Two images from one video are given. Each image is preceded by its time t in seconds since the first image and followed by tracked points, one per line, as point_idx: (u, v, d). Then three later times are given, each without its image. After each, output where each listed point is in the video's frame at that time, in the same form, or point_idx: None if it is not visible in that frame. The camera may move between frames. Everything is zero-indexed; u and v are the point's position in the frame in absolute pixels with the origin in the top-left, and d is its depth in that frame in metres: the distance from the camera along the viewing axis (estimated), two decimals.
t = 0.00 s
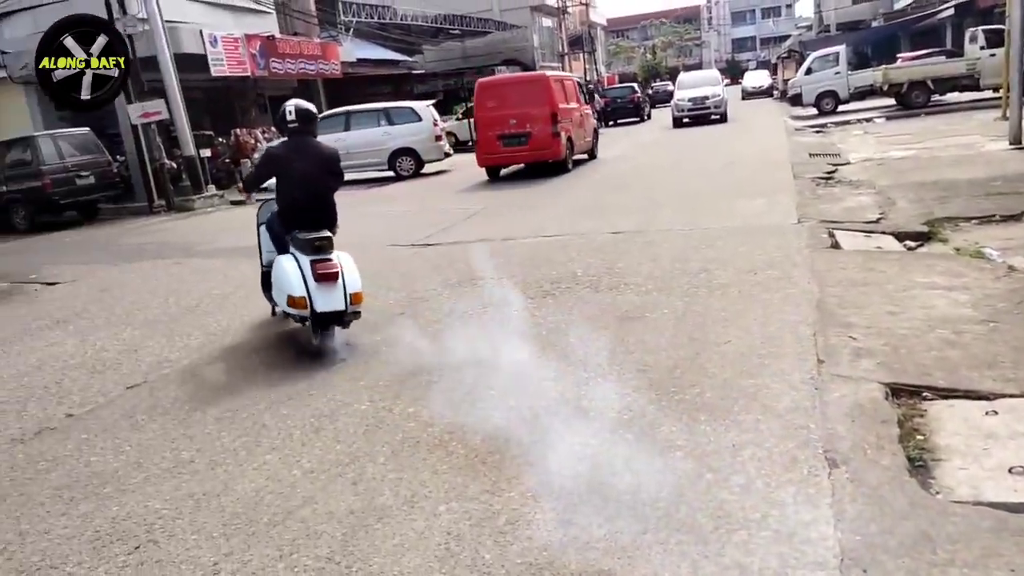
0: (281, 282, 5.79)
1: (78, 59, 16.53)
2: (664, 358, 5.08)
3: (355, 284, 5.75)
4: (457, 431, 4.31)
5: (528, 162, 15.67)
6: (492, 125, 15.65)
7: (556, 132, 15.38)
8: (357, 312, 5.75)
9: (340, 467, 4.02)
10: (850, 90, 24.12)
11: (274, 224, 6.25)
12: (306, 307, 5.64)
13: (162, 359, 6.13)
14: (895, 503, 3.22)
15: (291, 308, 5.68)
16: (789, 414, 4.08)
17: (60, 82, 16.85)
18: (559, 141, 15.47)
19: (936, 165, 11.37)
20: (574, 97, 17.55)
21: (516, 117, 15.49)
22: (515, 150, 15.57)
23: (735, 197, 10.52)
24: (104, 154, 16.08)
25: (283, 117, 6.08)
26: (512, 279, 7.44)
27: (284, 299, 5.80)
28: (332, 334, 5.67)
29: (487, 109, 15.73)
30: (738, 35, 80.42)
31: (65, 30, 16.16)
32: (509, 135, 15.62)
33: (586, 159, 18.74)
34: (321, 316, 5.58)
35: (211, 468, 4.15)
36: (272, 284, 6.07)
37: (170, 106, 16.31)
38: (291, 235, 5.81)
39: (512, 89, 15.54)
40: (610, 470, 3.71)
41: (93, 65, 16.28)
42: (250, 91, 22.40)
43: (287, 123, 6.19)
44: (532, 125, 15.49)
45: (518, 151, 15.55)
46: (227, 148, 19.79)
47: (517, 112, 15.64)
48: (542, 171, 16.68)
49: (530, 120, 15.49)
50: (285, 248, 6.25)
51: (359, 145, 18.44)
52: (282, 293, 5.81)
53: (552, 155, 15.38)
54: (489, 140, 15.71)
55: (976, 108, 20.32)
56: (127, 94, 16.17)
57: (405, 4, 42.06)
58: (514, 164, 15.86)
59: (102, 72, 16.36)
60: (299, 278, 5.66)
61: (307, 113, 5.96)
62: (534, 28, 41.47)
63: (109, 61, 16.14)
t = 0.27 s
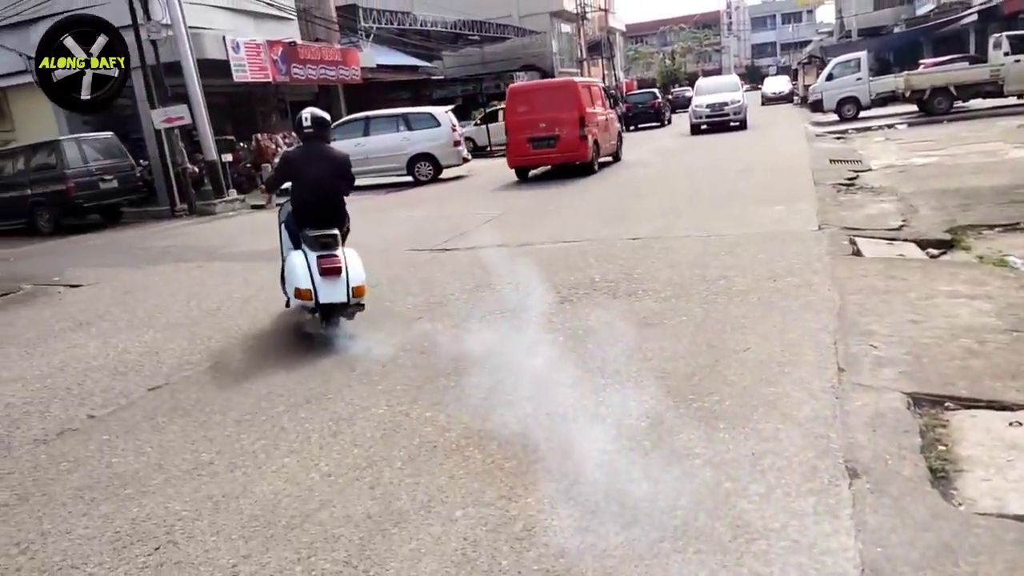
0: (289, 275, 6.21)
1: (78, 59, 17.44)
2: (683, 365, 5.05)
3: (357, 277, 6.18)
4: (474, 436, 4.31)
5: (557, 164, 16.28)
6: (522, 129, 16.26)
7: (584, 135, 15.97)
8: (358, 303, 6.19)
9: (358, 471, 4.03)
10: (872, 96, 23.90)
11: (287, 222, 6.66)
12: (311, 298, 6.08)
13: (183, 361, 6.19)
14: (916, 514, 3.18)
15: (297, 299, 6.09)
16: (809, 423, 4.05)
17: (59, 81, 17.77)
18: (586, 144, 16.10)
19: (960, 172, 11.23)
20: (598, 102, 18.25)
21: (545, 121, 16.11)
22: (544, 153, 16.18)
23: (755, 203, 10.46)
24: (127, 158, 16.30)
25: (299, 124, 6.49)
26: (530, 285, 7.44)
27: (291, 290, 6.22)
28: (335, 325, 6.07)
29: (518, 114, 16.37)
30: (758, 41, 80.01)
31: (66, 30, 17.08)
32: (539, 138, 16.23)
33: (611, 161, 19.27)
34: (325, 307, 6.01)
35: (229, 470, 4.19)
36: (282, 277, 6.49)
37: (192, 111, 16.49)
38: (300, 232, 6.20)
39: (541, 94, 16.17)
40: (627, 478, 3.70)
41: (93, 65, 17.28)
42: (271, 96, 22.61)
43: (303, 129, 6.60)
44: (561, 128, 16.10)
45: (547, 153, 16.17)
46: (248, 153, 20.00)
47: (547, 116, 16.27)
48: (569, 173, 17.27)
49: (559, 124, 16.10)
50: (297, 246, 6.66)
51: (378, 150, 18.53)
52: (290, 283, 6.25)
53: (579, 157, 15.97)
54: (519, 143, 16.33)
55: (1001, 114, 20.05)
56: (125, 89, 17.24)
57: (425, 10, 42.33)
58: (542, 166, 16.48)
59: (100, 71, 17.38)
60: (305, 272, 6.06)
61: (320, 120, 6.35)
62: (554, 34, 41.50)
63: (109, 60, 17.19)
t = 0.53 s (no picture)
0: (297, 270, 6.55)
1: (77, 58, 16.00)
2: (693, 372, 5.04)
3: (361, 274, 6.46)
4: (485, 442, 4.31)
5: (578, 167, 16.94)
6: (544, 134, 16.94)
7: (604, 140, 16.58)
8: (361, 298, 6.47)
9: (369, 476, 4.04)
10: (886, 103, 23.79)
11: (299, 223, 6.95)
12: (315, 292, 6.39)
13: (196, 365, 6.23)
14: (932, 526, 3.14)
15: (303, 293, 6.41)
16: (822, 432, 4.02)
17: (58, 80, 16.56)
18: (606, 148, 16.75)
19: (976, 180, 11.14)
20: (618, 107, 18.86)
21: (567, 126, 16.76)
22: (567, 156, 16.84)
23: (768, 211, 10.42)
24: (142, 164, 16.44)
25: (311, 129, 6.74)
26: (541, 291, 7.43)
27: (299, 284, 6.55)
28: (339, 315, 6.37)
29: (541, 119, 17.03)
30: (771, 47, 79.83)
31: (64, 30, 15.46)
32: (561, 142, 16.90)
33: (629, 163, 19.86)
34: (327, 302, 6.31)
35: (241, 474, 4.20)
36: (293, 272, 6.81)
37: (207, 117, 16.62)
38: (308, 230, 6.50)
39: (563, 100, 16.80)
40: (638, 486, 3.68)
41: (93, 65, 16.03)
42: (285, 102, 22.75)
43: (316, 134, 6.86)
44: (582, 133, 16.75)
45: (569, 156, 16.82)
46: (262, 159, 20.13)
47: (568, 121, 16.92)
48: (589, 175, 17.95)
49: (580, 129, 16.75)
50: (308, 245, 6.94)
51: (391, 156, 18.60)
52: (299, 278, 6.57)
53: (598, 161, 16.62)
54: (541, 146, 17.00)
55: (1016, 122, 19.89)
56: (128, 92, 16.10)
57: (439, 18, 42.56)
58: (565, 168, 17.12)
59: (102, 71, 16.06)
60: (310, 267, 6.37)
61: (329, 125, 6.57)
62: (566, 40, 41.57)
63: (110, 61, 15.76)
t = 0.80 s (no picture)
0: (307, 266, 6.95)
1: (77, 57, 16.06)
2: (701, 379, 5.03)
3: (364, 269, 6.81)
4: (492, 448, 4.31)
5: (594, 170, 17.35)
6: (562, 138, 17.35)
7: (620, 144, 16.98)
8: (364, 292, 6.83)
9: (376, 481, 4.04)
10: (896, 110, 23.70)
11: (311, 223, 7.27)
12: (321, 286, 6.79)
13: (205, 369, 6.25)
14: (941, 536, 3.11)
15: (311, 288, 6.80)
16: (831, 440, 4.00)
17: (59, 81, 16.76)
18: (622, 152, 17.17)
19: (986, 187, 11.08)
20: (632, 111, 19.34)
21: (584, 130, 17.16)
22: (584, 159, 17.24)
23: (777, 217, 10.39)
24: (152, 168, 16.54)
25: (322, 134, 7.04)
26: (549, 297, 7.43)
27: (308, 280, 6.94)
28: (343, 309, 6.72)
29: (559, 123, 17.45)
30: (780, 54, 79.74)
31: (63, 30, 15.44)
32: (579, 145, 17.29)
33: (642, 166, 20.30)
34: (331, 296, 6.69)
35: (249, 478, 4.22)
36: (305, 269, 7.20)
37: (217, 122, 16.71)
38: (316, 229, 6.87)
39: (581, 105, 17.21)
40: (646, 493, 3.67)
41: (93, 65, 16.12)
42: (295, 107, 22.86)
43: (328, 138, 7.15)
44: (599, 137, 17.16)
45: (587, 160, 17.23)
46: (271, 163, 20.23)
47: (586, 126, 17.33)
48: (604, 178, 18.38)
49: (597, 133, 17.17)
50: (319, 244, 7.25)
51: (399, 161, 18.64)
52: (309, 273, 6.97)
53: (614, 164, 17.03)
54: (559, 150, 17.42)
55: None
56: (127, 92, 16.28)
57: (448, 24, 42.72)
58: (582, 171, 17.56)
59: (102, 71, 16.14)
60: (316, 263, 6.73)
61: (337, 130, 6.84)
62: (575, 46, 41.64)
63: (109, 61, 15.80)
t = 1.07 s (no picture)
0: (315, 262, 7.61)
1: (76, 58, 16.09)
2: (705, 385, 5.02)
3: (366, 267, 7.46)
4: (495, 453, 4.31)
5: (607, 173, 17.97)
6: (576, 142, 17.96)
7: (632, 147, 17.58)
8: (366, 287, 7.50)
9: (379, 486, 4.04)
10: (901, 117, 23.66)
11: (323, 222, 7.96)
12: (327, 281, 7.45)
13: (209, 373, 6.26)
14: (945, 545, 3.10)
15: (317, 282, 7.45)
16: (835, 448, 3.98)
17: (59, 81, 16.69)
18: (633, 156, 17.78)
19: (992, 195, 11.05)
20: (643, 114, 19.92)
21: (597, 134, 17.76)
22: (598, 162, 17.87)
23: (782, 224, 10.38)
24: (158, 172, 16.60)
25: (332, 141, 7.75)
26: (553, 302, 7.43)
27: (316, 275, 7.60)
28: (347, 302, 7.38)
29: (573, 127, 18.05)
30: (785, 60, 79.73)
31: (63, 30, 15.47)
32: (592, 149, 17.90)
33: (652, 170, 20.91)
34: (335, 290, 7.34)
35: (252, 482, 4.22)
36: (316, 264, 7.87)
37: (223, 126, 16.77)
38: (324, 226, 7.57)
39: (594, 110, 17.80)
40: (649, 500, 3.66)
41: (93, 65, 16.13)
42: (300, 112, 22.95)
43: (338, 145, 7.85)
44: (611, 141, 17.75)
45: (600, 163, 17.85)
46: (277, 168, 20.29)
47: (598, 130, 17.92)
48: (615, 181, 19.00)
49: (610, 137, 17.77)
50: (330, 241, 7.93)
51: (404, 166, 18.67)
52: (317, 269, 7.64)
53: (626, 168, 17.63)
54: (573, 153, 18.03)
55: None
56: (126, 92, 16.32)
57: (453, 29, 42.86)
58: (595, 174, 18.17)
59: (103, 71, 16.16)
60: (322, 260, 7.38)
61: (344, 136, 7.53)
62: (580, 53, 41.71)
63: (110, 61, 15.79)
